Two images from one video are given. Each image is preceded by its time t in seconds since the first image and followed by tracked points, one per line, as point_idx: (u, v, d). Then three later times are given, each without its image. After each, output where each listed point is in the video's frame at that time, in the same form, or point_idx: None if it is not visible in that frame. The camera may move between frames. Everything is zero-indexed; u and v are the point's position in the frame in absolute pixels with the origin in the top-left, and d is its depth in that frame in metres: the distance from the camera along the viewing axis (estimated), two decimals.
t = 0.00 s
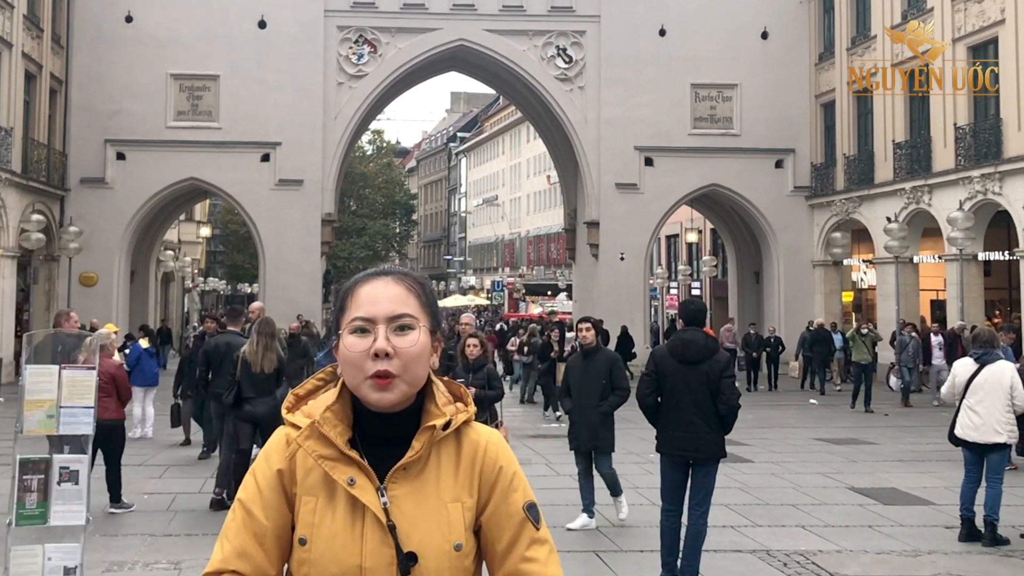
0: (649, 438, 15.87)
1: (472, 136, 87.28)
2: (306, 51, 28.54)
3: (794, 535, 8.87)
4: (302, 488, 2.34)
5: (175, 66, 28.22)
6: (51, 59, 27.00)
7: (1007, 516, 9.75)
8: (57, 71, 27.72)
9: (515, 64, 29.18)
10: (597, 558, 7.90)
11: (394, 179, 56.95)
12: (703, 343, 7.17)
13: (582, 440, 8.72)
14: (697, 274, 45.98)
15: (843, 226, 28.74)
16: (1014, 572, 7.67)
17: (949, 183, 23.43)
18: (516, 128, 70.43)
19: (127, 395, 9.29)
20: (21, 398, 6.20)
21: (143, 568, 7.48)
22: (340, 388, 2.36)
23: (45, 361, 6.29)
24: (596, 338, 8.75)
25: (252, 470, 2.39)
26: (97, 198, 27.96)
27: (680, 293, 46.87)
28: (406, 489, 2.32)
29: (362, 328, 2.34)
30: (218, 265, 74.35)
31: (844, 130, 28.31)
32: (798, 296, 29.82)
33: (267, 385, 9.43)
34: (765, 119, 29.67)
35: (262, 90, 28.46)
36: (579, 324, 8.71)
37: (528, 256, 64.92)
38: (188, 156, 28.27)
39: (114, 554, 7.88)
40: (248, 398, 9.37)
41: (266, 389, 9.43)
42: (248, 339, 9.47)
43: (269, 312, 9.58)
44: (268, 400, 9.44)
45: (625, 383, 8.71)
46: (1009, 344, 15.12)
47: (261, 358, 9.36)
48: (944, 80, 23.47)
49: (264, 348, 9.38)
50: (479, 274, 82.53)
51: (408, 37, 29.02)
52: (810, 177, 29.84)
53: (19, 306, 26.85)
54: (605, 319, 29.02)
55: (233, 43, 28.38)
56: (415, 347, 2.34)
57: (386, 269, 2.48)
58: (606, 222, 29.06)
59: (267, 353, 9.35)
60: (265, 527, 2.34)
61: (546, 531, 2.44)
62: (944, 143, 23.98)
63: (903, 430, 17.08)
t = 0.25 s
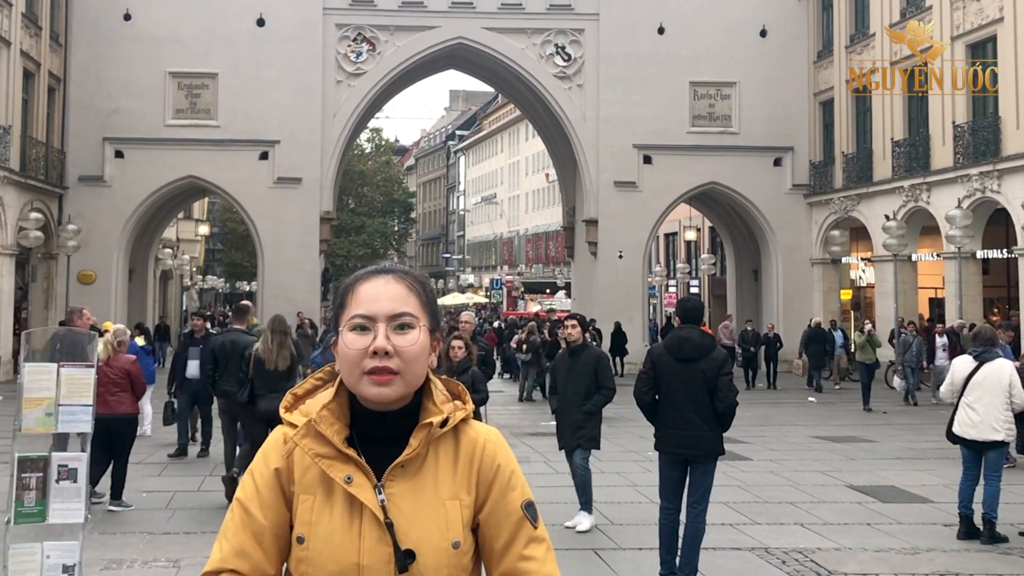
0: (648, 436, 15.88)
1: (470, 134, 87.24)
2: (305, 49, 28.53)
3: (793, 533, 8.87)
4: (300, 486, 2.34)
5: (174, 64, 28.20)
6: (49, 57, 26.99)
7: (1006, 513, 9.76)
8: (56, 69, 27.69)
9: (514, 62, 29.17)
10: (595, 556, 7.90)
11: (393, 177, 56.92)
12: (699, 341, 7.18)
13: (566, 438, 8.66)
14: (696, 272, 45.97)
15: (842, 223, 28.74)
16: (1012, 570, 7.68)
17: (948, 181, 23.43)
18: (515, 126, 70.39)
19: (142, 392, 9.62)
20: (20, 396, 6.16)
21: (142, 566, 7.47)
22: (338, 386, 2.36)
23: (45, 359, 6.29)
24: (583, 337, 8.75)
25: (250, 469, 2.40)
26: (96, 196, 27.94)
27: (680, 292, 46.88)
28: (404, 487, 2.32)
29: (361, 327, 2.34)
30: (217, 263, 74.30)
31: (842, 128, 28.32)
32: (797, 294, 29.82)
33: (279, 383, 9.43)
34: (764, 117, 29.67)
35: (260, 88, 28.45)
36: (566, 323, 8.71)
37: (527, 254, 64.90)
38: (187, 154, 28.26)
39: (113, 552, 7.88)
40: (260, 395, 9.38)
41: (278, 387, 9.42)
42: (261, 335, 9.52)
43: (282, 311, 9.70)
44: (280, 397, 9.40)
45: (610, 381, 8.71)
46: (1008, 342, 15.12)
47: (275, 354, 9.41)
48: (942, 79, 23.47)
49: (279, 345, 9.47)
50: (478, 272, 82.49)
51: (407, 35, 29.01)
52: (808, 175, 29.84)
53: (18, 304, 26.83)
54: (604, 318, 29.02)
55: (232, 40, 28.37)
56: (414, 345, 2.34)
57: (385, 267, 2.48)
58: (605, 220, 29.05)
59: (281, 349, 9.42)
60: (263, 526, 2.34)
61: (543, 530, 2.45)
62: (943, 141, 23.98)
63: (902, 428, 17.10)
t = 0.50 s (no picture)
0: (647, 434, 15.88)
1: (469, 133, 87.21)
2: (304, 47, 28.53)
3: (792, 531, 8.89)
4: (299, 486, 2.35)
5: (173, 62, 28.19)
6: (49, 56, 26.98)
7: (1006, 512, 9.78)
8: (56, 68, 27.69)
9: (513, 60, 29.17)
10: (595, 555, 7.90)
11: (393, 176, 56.95)
12: (696, 339, 7.19)
13: (552, 444, 8.66)
14: (696, 271, 45.98)
15: (842, 222, 28.75)
16: (1012, 568, 7.69)
17: (947, 180, 23.44)
18: (514, 125, 70.36)
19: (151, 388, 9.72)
20: (20, 395, 6.18)
21: (142, 564, 7.48)
22: (336, 386, 2.37)
23: (45, 358, 6.33)
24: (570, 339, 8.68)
25: (249, 469, 2.40)
26: (95, 195, 27.93)
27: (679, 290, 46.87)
28: (402, 485, 2.32)
29: (360, 326, 2.35)
30: (217, 263, 74.22)
31: (842, 127, 28.32)
32: (796, 293, 29.83)
33: (285, 378, 9.64)
34: (763, 115, 29.68)
35: (260, 87, 28.45)
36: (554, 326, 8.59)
37: (527, 253, 64.90)
38: (187, 153, 28.25)
39: (112, 551, 7.88)
40: (268, 389, 9.61)
41: (285, 382, 9.65)
42: (268, 332, 9.72)
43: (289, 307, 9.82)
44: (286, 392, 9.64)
45: (598, 388, 8.71)
46: (1007, 340, 15.13)
47: (283, 350, 9.61)
48: (942, 78, 23.47)
49: (286, 341, 9.64)
50: (478, 271, 82.45)
51: (406, 34, 29.01)
52: (808, 174, 29.83)
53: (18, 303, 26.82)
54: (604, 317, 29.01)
55: (231, 40, 28.37)
56: (413, 345, 2.34)
57: (383, 266, 2.47)
58: (605, 219, 29.05)
59: (288, 346, 9.61)
60: (262, 526, 2.34)
61: (543, 527, 2.46)
62: (943, 139, 23.98)
63: (901, 426, 17.12)
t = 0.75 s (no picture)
0: (647, 434, 15.89)
1: (470, 133, 87.28)
2: (305, 46, 28.53)
3: (792, 530, 8.89)
4: (299, 484, 2.35)
5: (174, 60, 28.20)
6: (50, 54, 26.99)
7: (1005, 511, 9.78)
8: (57, 66, 27.71)
9: (513, 59, 29.17)
10: (595, 554, 7.90)
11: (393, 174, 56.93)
12: (695, 338, 7.20)
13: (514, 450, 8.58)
14: (696, 270, 45.98)
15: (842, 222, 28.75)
16: (1011, 568, 7.69)
17: (948, 179, 23.44)
18: (515, 124, 70.36)
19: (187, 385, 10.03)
20: (20, 393, 6.18)
21: (143, 562, 7.48)
22: (333, 383, 2.37)
23: (45, 355, 6.36)
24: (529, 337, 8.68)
25: (248, 467, 2.40)
26: (96, 192, 27.94)
27: (680, 290, 46.87)
28: (401, 482, 2.33)
29: (355, 323, 2.35)
30: (218, 261, 74.23)
31: (843, 127, 28.32)
32: (797, 292, 29.82)
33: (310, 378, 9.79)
34: (764, 115, 29.68)
35: (261, 85, 28.45)
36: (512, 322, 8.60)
37: (527, 252, 64.95)
38: (188, 152, 28.26)
39: (113, 548, 7.89)
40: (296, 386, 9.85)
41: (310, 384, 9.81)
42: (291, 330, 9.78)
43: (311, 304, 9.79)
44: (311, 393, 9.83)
45: (558, 389, 8.52)
46: (1007, 340, 15.14)
47: (306, 350, 9.73)
48: (942, 79, 23.47)
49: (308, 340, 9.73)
50: (478, 270, 82.43)
51: (407, 32, 29.02)
52: (808, 173, 29.83)
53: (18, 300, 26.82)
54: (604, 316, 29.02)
55: (232, 38, 28.38)
56: (408, 341, 2.35)
57: (379, 264, 2.48)
58: (605, 218, 29.05)
59: (312, 346, 9.71)
60: (262, 525, 2.34)
61: (541, 522, 2.46)
62: (943, 139, 23.98)
63: (901, 426, 17.13)
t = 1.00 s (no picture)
0: (647, 434, 15.88)
1: (470, 132, 87.27)
2: (305, 46, 28.53)
3: (792, 530, 8.89)
4: (301, 484, 2.35)
5: (174, 61, 28.20)
6: (50, 54, 26.99)
7: (1005, 511, 9.78)
8: (57, 66, 27.71)
9: (513, 59, 29.17)
10: (595, 554, 7.90)
11: (393, 174, 56.89)
12: (695, 339, 7.20)
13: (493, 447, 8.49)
14: (696, 270, 45.97)
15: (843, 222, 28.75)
16: (1011, 568, 7.69)
17: (948, 179, 23.45)
18: (515, 124, 70.33)
19: (201, 383, 10.36)
20: (21, 394, 6.19)
21: (143, 562, 7.48)
22: (336, 385, 2.37)
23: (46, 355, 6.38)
24: (512, 334, 8.60)
25: (250, 467, 2.40)
26: (96, 192, 27.93)
27: (680, 290, 46.85)
28: (403, 483, 2.33)
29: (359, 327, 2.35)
30: (218, 261, 74.22)
31: (843, 127, 28.31)
32: (797, 292, 29.81)
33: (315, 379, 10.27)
34: (764, 115, 29.67)
35: (261, 85, 28.45)
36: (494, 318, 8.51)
37: (527, 252, 64.97)
38: (188, 152, 28.25)
39: (112, 549, 7.89)
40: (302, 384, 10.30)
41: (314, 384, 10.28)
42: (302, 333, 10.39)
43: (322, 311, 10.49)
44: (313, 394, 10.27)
45: (539, 385, 8.50)
46: (1007, 340, 15.14)
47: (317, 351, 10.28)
48: (942, 79, 23.48)
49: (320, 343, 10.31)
50: (479, 270, 82.41)
51: (407, 32, 29.02)
52: (809, 173, 29.83)
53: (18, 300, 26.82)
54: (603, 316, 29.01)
55: (232, 38, 28.38)
56: (413, 345, 2.35)
57: (384, 266, 2.48)
58: (605, 218, 29.06)
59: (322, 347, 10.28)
60: (264, 524, 2.34)
61: (542, 522, 2.46)
62: (943, 139, 23.97)
63: (901, 426, 17.12)
